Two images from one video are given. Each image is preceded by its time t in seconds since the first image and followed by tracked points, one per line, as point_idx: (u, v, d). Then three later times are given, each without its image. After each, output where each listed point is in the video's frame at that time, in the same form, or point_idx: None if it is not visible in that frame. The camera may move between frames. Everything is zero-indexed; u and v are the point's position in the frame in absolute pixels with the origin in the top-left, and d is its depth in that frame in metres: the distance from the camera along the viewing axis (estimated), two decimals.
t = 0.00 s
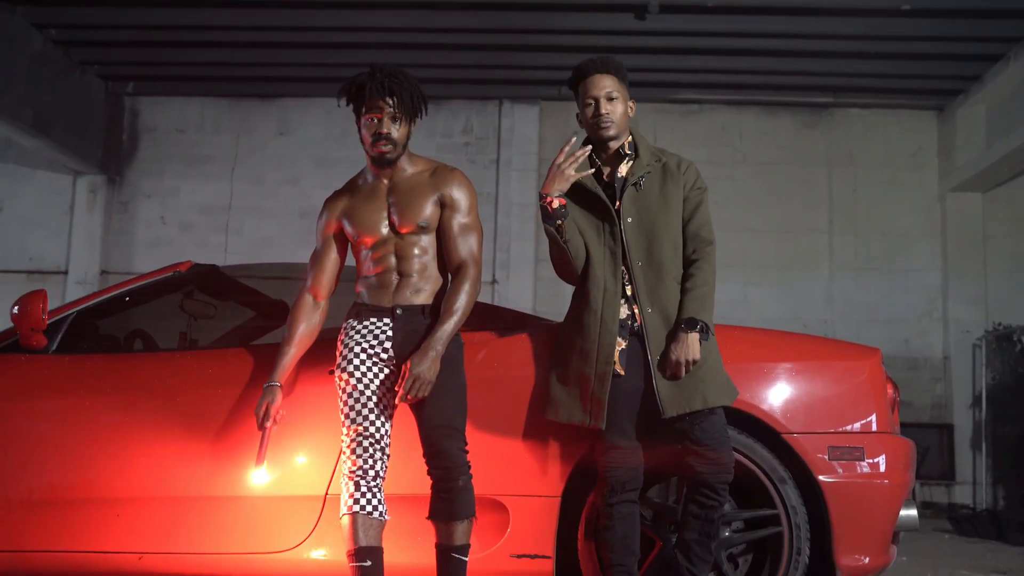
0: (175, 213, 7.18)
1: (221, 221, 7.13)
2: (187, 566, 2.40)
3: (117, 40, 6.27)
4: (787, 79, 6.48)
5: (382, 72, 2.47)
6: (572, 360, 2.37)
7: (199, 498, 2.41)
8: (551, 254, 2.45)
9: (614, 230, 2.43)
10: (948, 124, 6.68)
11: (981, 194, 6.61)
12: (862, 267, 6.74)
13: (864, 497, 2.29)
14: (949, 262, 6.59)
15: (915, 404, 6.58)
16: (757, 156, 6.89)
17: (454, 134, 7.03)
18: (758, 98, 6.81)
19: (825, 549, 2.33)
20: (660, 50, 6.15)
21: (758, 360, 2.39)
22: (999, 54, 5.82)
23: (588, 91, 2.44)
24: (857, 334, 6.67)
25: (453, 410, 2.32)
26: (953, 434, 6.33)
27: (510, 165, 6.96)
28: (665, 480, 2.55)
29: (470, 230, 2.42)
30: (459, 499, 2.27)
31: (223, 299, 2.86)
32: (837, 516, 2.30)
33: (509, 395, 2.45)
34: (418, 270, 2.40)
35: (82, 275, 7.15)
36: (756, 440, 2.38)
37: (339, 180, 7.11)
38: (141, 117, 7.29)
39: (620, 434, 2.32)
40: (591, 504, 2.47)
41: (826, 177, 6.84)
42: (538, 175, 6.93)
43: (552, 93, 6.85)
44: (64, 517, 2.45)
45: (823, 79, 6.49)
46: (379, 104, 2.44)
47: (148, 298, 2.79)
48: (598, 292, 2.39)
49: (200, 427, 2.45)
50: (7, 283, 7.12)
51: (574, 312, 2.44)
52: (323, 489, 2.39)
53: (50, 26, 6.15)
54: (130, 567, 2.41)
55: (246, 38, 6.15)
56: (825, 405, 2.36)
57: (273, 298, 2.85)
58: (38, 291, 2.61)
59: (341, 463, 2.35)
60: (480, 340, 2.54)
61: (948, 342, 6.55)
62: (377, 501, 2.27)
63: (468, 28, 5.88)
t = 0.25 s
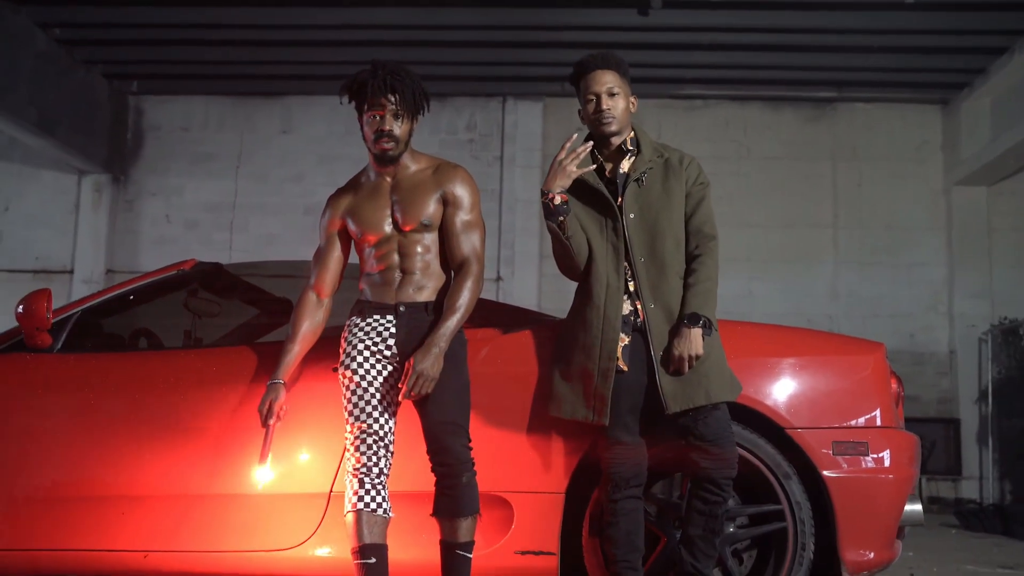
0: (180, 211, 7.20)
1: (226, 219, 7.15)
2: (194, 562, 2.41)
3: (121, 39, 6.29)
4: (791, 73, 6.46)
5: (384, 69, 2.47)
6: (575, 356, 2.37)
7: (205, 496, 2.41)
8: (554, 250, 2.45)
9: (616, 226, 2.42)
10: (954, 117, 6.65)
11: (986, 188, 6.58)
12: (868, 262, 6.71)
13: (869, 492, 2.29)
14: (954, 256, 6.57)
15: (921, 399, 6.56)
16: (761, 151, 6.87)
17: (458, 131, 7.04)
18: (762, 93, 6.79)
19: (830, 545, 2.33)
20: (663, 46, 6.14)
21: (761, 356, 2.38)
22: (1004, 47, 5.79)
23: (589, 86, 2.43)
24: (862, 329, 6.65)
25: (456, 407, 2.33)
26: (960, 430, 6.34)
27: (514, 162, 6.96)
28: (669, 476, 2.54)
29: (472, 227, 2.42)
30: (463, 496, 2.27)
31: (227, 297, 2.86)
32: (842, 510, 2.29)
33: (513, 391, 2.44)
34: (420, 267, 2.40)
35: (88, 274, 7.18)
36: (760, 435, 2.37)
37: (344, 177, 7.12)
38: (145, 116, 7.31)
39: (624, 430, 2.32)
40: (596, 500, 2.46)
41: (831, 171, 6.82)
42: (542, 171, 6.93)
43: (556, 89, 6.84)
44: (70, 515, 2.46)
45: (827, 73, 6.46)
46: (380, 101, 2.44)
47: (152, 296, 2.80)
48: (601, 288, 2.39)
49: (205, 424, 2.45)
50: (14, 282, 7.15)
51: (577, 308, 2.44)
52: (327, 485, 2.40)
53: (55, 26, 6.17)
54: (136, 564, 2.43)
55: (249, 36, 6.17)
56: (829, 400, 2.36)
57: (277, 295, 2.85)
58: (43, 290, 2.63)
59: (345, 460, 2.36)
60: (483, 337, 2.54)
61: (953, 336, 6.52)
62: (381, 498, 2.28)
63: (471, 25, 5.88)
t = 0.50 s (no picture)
0: (187, 214, 7.23)
1: (232, 222, 7.18)
2: (204, 563, 2.42)
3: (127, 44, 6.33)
4: (796, 72, 6.46)
5: (389, 71, 2.48)
6: (581, 356, 2.37)
7: (214, 497, 2.42)
8: (559, 250, 2.45)
9: (621, 226, 2.42)
10: (960, 115, 6.62)
11: (994, 185, 6.55)
12: (874, 260, 6.70)
13: (876, 489, 2.28)
14: (961, 254, 6.54)
15: (929, 397, 6.54)
16: (767, 150, 6.86)
17: (463, 132, 7.04)
18: (767, 91, 6.78)
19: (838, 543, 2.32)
20: (667, 46, 6.15)
21: (768, 354, 2.38)
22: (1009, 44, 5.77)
23: (593, 86, 2.43)
24: (869, 327, 6.64)
25: (463, 407, 2.33)
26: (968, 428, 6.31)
27: (519, 163, 6.97)
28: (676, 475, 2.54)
29: (478, 228, 2.42)
30: (470, 496, 2.28)
31: (234, 299, 2.87)
32: (849, 508, 2.29)
33: (519, 391, 2.45)
34: (426, 269, 2.40)
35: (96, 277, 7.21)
36: (767, 434, 2.37)
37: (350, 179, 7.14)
38: (151, 119, 7.35)
39: (631, 429, 2.32)
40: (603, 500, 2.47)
41: (837, 170, 6.81)
42: (548, 172, 6.93)
43: (561, 90, 6.85)
44: (80, 517, 2.47)
45: (832, 72, 6.45)
46: (386, 103, 2.45)
47: (159, 299, 2.80)
48: (607, 288, 2.39)
49: (213, 426, 2.46)
50: (23, 286, 7.19)
51: (582, 308, 2.44)
52: (335, 486, 2.41)
53: (61, 31, 6.21)
54: (147, 565, 2.44)
55: (254, 40, 6.19)
56: (835, 398, 2.35)
57: (283, 296, 2.86)
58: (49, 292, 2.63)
59: (352, 460, 2.36)
60: (490, 337, 2.54)
61: (961, 334, 6.50)
62: (389, 498, 2.29)
63: (475, 26, 5.89)
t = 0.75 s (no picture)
0: (195, 206, 7.26)
1: (241, 213, 7.20)
2: (216, 551, 2.44)
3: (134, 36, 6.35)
4: (804, 58, 6.42)
5: (394, 60, 2.48)
6: (588, 342, 2.37)
7: (225, 486, 2.44)
8: (566, 237, 2.45)
9: (628, 213, 2.42)
10: (969, 100, 6.57)
11: (1004, 170, 6.50)
12: (884, 246, 6.67)
13: (885, 473, 2.28)
14: (972, 239, 6.51)
15: (940, 382, 6.51)
16: (775, 136, 6.82)
17: (470, 122, 7.03)
18: (775, 78, 6.75)
19: (847, 528, 2.32)
20: (674, 33, 6.12)
21: (776, 340, 2.37)
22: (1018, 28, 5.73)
23: (599, 73, 2.43)
24: (879, 313, 6.62)
25: (470, 394, 2.34)
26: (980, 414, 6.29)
27: (527, 152, 6.96)
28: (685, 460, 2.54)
29: (485, 216, 2.42)
30: (479, 482, 2.29)
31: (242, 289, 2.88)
32: (859, 492, 2.29)
33: (527, 378, 2.45)
34: (433, 256, 2.41)
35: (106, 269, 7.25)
36: (776, 419, 2.36)
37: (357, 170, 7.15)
38: (159, 111, 7.36)
39: (639, 416, 2.32)
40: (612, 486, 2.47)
41: (846, 156, 6.77)
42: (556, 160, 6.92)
43: (569, 78, 6.83)
44: (92, 507, 2.49)
45: (840, 57, 6.42)
46: (392, 91, 2.44)
47: (167, 290, 2.82)
48: (614, 274, 2.38)
49: (222, 416, 2.47)
50: (34, 279, 7.23)
51: (590, 295, 2.44)
52: (345, 474, 2.42)
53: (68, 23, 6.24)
54: (159, 554, 2.46)
55: (260, 31, 6.20)
56: (844, 383, 2.35)
57: (291, 285, 2.86)
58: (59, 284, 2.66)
59: (362, 448, 2.38)
60: (498, 325, 2.54)
61: (972, 319, 6.47)
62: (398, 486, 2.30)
63: (480, 15, 5.88)
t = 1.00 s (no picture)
0: (202, 192, 7.27)
1: (247, 199, 7.21)
2: (226, 535, 2.46)
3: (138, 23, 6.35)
4: (810, 37, 6.37)
5: (398, 42, 2.46)
6: (595, 322, 2.37)
7: (234, 469, 2.45)
8: (572, 217, 2.45)
9: (634, 192, 2.41)
10: (978, 77, 6.52)
11: (1014, 147, 6.45)
12: (892, 225, 6.64)
13: (894, 450, 2.28)
14: (981, 217, 6.47)
15: (949, 361, 6.51)
16: (782, 116, 6.78)
17: (476, 105, 7.01)
18: (782, 57, 6.70)
19: (856, 505, 2.32)
20: (679, 12, 6.08)
21: (784, 318, 2.36)
22: None
23: (604, 52, 2.41)
24: (887, 292, 6.60)
25: (478, 375, 2.34)
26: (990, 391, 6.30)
27: (533, 134, 6.94)
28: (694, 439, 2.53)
29: (490, 196, 2.42)
30: (487, 463, 2.30)
31: (249, 273, 2.88)
32: (868, 470, 2.29)
33: (534, 360, 2.45)
34: (440, 238, 2.41)
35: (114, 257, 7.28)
36: (784, 397, 2.36)
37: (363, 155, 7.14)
38: (164, 98, 7.36)
39: (648, 395, 2.32)
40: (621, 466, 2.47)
41: (854, 134, 6.73)
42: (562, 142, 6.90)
43: (574, 59, 6.80)
44: (102, 491, 2.50)
45: (847, 35, 6.36)
46: (396, 73, 2.43)
47: (175, 275, 2.80)
48: (621, 254, 2.38)
49: (230, 400, 2.48)
50: (43, 267, 7.27)
51: (596, 275, 2.44)
52: (354, 456, 2.43)
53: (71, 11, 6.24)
54: (169, 537, 2.48)
55: (263, 16, 6.19)
56: (852, 360, 2.34)
57: (298, 270, 2.85)
58: (66, 270, 2.66)
59: (370, 430, 2.39)
60: (505, 306, 2.54)
61: (981, 297, 6.45)
62: (407, 467, 2.32)
63: None
